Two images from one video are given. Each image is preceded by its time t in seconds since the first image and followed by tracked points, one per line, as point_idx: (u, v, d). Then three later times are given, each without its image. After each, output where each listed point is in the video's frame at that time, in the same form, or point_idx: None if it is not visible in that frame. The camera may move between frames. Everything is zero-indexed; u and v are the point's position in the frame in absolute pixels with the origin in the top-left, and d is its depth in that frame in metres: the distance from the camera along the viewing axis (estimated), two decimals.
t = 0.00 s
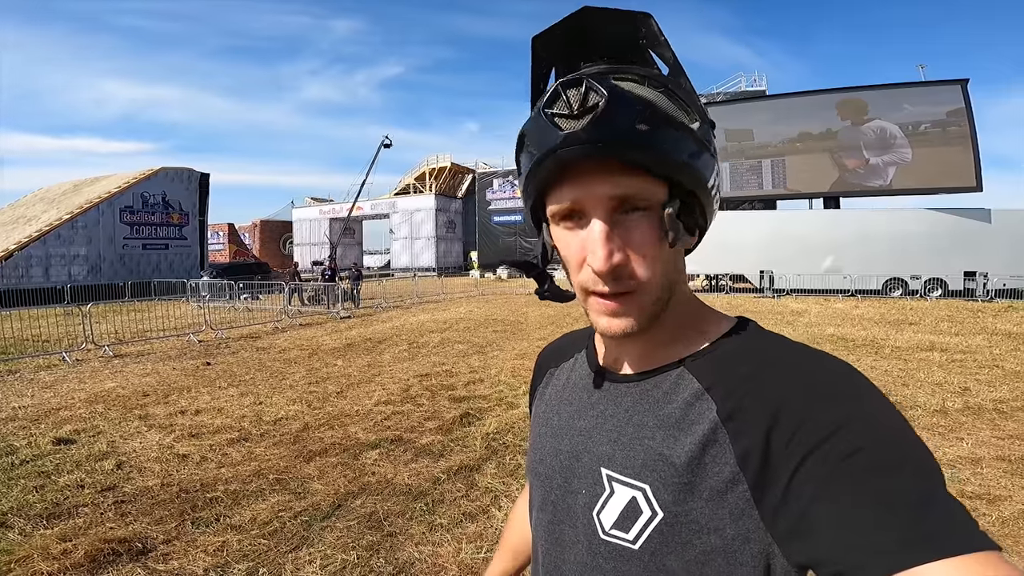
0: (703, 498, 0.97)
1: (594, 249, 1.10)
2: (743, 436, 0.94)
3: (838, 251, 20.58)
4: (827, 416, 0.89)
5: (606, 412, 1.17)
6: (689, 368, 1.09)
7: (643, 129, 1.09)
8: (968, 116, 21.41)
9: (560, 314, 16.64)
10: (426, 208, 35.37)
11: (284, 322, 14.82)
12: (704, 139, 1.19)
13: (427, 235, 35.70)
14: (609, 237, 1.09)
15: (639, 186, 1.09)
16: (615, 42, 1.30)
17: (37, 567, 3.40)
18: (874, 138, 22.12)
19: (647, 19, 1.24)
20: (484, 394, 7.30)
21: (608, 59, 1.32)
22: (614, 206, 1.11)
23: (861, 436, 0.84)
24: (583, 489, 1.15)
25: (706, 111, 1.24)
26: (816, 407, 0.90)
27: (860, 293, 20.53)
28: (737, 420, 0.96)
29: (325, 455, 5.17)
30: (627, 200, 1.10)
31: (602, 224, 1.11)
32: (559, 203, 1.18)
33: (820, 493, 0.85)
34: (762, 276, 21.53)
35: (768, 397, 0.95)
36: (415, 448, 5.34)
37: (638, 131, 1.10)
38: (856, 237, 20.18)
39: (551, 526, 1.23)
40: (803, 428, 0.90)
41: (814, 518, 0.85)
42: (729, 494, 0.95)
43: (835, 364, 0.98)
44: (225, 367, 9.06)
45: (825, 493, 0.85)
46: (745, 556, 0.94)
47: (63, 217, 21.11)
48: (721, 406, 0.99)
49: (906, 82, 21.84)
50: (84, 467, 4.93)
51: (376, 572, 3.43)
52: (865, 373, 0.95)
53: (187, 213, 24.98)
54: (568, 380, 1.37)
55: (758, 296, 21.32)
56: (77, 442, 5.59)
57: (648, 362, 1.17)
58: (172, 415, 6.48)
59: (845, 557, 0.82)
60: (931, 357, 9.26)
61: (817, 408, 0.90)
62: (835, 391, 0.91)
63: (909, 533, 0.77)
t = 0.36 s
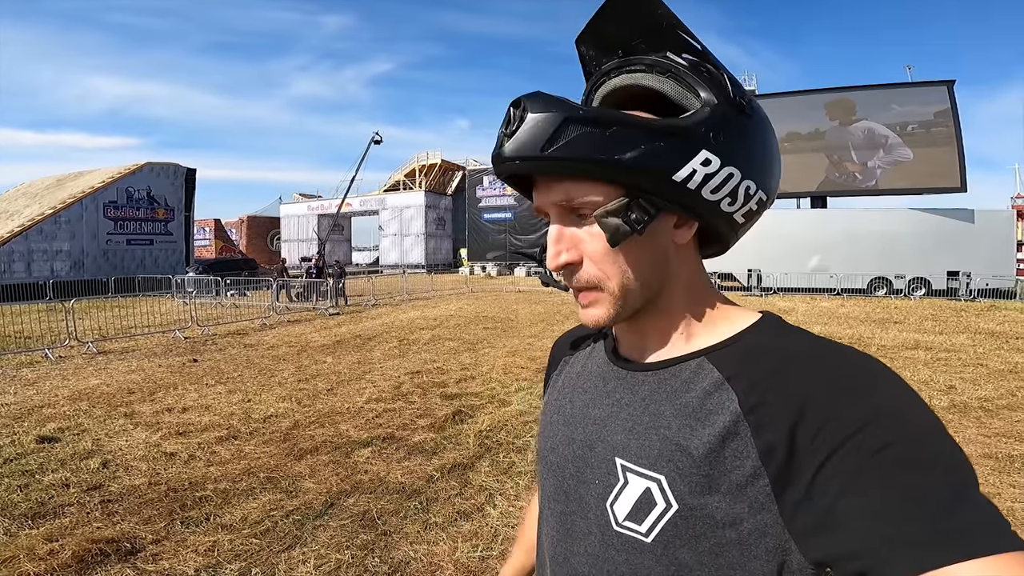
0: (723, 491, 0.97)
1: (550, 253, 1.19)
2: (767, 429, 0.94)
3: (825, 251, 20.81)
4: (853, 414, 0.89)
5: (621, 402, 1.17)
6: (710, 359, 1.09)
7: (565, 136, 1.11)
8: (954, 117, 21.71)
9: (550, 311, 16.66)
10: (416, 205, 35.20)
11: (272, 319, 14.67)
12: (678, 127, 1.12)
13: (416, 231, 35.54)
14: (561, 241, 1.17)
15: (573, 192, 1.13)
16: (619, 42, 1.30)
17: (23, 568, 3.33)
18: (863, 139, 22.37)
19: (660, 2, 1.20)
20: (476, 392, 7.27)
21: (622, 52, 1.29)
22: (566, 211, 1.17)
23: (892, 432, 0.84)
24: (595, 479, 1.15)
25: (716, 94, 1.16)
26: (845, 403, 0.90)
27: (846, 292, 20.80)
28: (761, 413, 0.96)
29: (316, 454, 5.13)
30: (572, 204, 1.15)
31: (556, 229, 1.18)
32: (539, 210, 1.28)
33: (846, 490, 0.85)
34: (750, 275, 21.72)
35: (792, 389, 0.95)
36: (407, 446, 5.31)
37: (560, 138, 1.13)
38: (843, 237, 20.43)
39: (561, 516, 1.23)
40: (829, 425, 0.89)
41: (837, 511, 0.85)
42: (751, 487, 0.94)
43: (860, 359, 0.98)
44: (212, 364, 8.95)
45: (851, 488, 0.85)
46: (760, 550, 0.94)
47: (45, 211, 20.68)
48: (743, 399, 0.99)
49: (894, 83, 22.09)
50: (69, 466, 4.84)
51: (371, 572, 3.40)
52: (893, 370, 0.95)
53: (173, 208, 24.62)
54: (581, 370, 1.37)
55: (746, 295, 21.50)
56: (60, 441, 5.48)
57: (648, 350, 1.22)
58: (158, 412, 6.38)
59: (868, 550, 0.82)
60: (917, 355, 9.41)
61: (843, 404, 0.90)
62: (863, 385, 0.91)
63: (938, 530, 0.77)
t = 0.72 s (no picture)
0: (738, 488, 0.97)
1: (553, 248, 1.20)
2: (781, 427, 0.94)
3: (811, 250, 21.05)
4: (869, 415, 0.88)
5: (634, 398, 1.19)
6: (726, 355, 1.08)
7: (561, 134, 1.12)
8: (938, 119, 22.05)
9: (540, 309, 16.66)
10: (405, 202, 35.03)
11: (259, 317, 14.51)
12: (677, 120, 1.11)
13: (405, 229, 35.36)
14: (565, 236, 1.17)
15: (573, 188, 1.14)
16: (625, 38, 1.30)
17: (8, 571, 3.26)
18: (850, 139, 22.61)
19: None
20: (467, 390, 7.25)
21: (626, 48, 1.30)
22: (570, 208, 1.17)
23: (911, 432, 0.84)
24: (609, 476, 1.17)
25: (720, 85, 1.13)
26: (863, 402, 0.90)
27: (831, 290, 21.08)
28: (776, 410, 0.96)
29: (306, 453, 5.07)
30: (575, 201, 1.16)
31: (560, 224, 1.19)
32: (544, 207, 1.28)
33: (863, 491, 0.84)
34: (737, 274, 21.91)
35: (809, 387, 0.94)
36: (399, 445, 5.28)
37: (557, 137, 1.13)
38: (828, 237, 20.70)
39: (576, 512, 1.26)
40: (845, 428, 0.89)
41: (855, 512, 0.85)
42: (765, 485, 0.95)
43: (878, 356, 0.97)
44: (198, 362, 8.83)
45: (869, 489, 0.84)
46: (774, 549, 0.95)
47: (26, 208, 20.21)
48: (757, 398, 0.99)
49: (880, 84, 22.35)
50: (52, 466, 4.75)
51: (365, 572, 3.37)
52: (914, 368, 0.94)
53: (157, 205, 24.26)
54: (598, 366, 1.39)
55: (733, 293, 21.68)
56: (44, 440, 5.37)
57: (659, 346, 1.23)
58: (143, 412, 6.28)
59: (885, 550, 0.82)
60: (902, 353, 9.56)
61: (859, 403, 0.90)
62: (884, 384, 0.91)
63: (956, 530, 0.77)
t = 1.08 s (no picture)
0: (731, 477, 0.97)
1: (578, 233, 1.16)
2: (774, 416, 0.95)
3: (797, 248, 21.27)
4: (863, 405, 0.90)
5: (628, 389, 1.20)
6: (719, 344, 1.09)
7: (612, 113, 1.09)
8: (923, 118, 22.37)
9: (530, 306, 16.66)
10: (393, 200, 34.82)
11: (246, 314, 14.34)
12: (708, 114, 1.13)
13: (394, 227, 35.14)
14: (596, 221, 1.13)
15: (614, 167, 1.11)
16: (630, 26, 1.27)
17: None
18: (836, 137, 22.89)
19: None
20: (458, 387, 7.23)
21: (630, 39, 1.27)
22: (602, 191, 1.14)
23: (904, 421, 0.86)
24: (604, 466, 1.17)
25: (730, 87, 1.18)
26: (856, 392, 0.91)
27: (817, 289, 21.34)
28: (770, 399, 0.96)
29: (295, 451, 5.02)
30: (608, 185, 1.13)
31: (589, 209, 1.15)
32: (560, 190, 1.24)
33: (859, 479, 0.87)
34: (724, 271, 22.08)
35: (805, 377, 0.95)
36: (390, 443, 5.25)
37: (607, 116, 1.10)
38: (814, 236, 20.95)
39: (570, 505, 1.25)
40: (836, 418, 0.91)
41: (849, 501, 0.87)
42: (760, 473, 0.95)
43: (872, 344, 0.98)
44: (184, 360, 8.70)
45: (864, 477, 0.86)
46: (769, 539, 0.96)
47: (5, 204, 19.77)
48: (750, 387, 0.99)
49: (867, 83, 22.62)
50: (35, 466, 4.65)
51: (359, 572, 3.34)
52: (905, 356, 0.96)
53: (140, 201, 23.88)
54: (592, 358, 1.40)
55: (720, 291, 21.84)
56: (25, 440, 5.26)
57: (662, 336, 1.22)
58: (127, 410, 6.17)
59: (879, 537, 0.85)
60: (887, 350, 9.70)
61: (856, 392, 0.91)
62: (882, 373, 0.92)
63: (952, 519, 0.79)
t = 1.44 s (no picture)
0: (708, 487, 0.98)
1: (627, 226, 1.07)
2: (749, 423, 0.95)
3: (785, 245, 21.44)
4: (833, 406, 0.90)
5: (606, 401, 1.20)
6: (693, 352, 1.11)
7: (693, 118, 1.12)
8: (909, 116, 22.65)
9: (522, 306, 16.66)
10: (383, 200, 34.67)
11: (236, 317, 14.23)
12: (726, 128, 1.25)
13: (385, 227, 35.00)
14: (645, 215, 1.08)
15: (678, 166, 1.09)
16: (633, 30, 1.37)
17: None
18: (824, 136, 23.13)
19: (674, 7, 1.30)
20: (452, 388, 7.22)
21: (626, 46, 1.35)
22: (654, 183, 1.09)
23: (873, 420, 0.85)
24: (586, 478, 1.18)
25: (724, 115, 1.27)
26: (825, 394, 0.91)
27: (806, 285, 21.38)
28: (744, 406, 0.97)
29: (291, 455, 4.99)
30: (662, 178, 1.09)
31: (636, 200, 1.08)
32: (590, 174, 1.15)
33: (835, 480, 0.85)
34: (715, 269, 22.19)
35: (775, 380, 0.96)
36: (386, 445, 5.22)
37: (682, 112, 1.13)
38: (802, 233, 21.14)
39: (557, 516, 1.26)
40: (810, 420, 0.91)
41: (824, 504, 0.86)
42: (736, 481, 0.95)
43: (838, 344, 0.99)
44: (175, 364, 8.60)
45: (839, 477, 0.85)
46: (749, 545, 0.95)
47: None
48: (726, 393, 1.00)
49: (854, 81, 22.88)
50: (27, 472, 4.58)
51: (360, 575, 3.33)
52: (868, 353, 0.97)
53: (127, 203, 23.59)
54: (570, 368, 1.41)
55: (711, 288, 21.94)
56: (17, 445, 5.17)
57: (660, 346, 1.18)
58: (119, 415, 6.09)
59: (863, 539, 0.82)
60: (877, 346, 9.80)
61: (825, 391, 0.91)
62: (845, 373, 0.93)
63: (932, 515, 0.76)
